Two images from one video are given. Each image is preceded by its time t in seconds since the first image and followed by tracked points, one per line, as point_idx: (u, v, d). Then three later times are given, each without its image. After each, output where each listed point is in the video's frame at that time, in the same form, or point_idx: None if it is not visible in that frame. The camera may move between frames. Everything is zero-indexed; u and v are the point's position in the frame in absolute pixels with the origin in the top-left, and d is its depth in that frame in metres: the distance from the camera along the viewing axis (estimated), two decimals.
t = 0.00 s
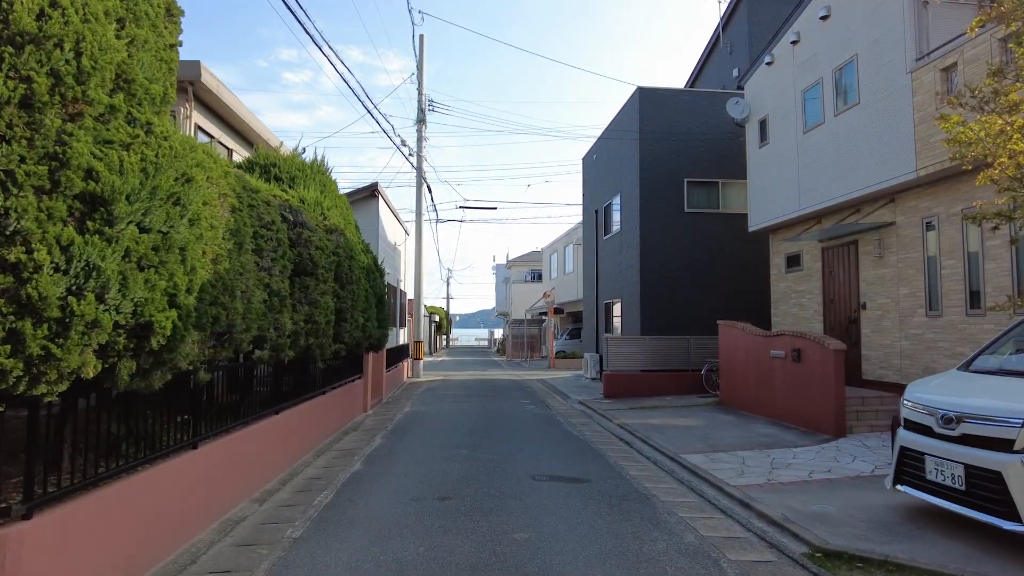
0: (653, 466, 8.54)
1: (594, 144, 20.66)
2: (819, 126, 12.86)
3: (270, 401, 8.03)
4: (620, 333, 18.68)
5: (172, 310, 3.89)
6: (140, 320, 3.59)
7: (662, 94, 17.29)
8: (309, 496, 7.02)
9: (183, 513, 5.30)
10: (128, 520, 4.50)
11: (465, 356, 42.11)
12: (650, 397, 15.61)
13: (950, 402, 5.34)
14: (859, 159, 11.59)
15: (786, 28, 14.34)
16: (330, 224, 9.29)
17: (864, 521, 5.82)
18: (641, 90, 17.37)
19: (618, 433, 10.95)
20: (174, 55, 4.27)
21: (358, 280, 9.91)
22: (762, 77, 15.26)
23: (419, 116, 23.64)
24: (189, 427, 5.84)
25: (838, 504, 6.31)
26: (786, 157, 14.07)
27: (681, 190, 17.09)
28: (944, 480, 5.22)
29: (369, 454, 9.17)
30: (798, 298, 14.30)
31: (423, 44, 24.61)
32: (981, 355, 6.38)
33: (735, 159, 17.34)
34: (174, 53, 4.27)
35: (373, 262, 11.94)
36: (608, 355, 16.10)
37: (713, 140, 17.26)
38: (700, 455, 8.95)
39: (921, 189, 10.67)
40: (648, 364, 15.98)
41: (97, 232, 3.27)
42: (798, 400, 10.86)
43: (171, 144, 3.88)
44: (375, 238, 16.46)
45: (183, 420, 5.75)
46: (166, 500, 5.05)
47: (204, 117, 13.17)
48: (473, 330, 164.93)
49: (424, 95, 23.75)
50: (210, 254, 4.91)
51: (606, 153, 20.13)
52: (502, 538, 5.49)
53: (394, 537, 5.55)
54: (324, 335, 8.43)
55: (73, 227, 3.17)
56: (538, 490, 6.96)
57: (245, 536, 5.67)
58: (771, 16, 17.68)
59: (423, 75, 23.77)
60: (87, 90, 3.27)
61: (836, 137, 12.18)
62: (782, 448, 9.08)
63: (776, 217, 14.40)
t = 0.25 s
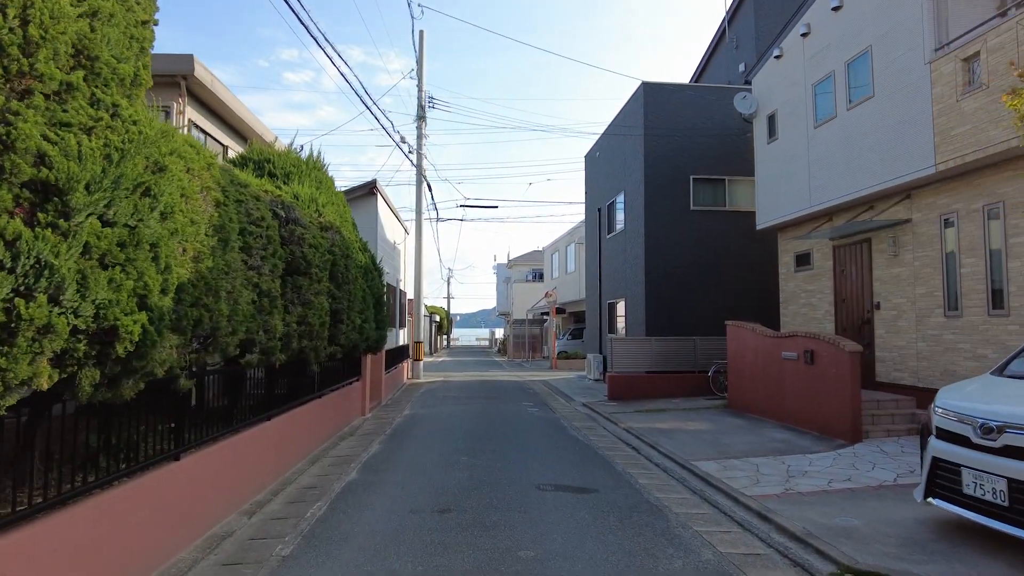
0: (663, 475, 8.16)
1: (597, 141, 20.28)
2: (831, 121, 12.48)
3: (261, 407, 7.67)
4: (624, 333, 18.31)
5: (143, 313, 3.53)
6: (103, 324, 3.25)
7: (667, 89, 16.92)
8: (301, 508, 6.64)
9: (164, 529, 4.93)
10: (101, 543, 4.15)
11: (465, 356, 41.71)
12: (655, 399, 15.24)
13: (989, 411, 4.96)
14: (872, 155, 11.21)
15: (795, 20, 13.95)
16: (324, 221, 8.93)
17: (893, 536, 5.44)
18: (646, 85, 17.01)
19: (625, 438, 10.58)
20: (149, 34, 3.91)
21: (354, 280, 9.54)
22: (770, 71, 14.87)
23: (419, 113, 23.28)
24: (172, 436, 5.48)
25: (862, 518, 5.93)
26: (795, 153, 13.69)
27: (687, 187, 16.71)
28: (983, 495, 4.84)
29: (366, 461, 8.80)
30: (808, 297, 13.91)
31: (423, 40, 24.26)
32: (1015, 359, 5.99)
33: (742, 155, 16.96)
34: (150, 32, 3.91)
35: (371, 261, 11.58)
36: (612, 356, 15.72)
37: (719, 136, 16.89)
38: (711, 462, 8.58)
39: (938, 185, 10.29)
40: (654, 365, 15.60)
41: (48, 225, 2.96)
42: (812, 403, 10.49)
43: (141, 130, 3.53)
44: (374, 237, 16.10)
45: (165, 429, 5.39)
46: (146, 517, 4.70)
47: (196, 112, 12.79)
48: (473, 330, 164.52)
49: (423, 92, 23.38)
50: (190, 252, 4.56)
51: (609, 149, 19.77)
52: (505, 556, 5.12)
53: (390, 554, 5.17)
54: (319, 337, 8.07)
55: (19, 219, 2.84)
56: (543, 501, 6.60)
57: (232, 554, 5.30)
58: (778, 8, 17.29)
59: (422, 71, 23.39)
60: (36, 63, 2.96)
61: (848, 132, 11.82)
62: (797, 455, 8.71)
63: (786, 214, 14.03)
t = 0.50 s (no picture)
0: (673, 479, 7.80)
1: (600, 137, 19.91)
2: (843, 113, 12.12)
3: (252, 409, 7.32)
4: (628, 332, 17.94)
5: (104, 304, 3.27)
6: (56, 317, 2.97)
7: (672, 83, 16.57)
8: (293, 516, 6.27)
9: (142, 541, 4.58)
10: (70, 559, 3.81)
11: (465, 356, 41.35)
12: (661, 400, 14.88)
13: None
14: (888, 148, 10.85)
15: (805, 10, 13.57)
16: (319, 215, 8.59)
17: (925, 549, 5.06)
18: (650, 79, 16.65)
19: (631, 441, 10.22)
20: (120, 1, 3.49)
21: (351, 276, 9.20)
22: (779, 63, 14.49)
23: (419, 109, 22.93)
24: (152, 440, 5.13)
25: (890, 528, 5.55)
26: (806, 147, 13.33)
27: (692, 183, 16.35)
28: None
29: (363, 465, 8.44)
30: (818, 295, 13.55)
31: (423, 36, 23.93)
32: None
33: (749, 151, 16.60)
34: None
35: (368, 258, 11.23)
36: (617, 356, 15.37)
37: (726, 130, 16.54)
38: (723, 466, 8.21)
39: (957, 178, 9.92)
40: (659, 365, 15.23)
41: None
42: (825, 404, 10.12)
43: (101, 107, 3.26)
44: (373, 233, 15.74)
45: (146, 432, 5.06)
46: (122, 529, 4.36)
47: (190, 104, 12.42)
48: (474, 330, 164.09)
49: (423, 87, 23.03)
50: (168, 242, 4.25)
51: (613, 145, 19.41)
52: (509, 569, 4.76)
53: (385, 568, 4.81)
54: (314, 335, 7.72)
55: None
56: (548, 509, 6.24)
57: (215, 567, 4.95)
58: None
59: (422, 66, 23.05)
60: None
61: (862, 124, 11.45)
62: (813, 458, 8.33)
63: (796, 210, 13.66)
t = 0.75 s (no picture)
0: (684, 490, 7.44)
1: (603, 135, 19.55)
2: (855, 108, 11.76)
3: (241, 416, 6.95)
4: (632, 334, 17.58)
5: (54, 309, 2.97)
6: None
7: (677, 79, 16.26)
8: (282, 532, 5.89)
9: (115, 564, 4.22)
10: None
11: (466, 358, 40.96)
12: (666, 404, 14.52)
13: None
14: (905, 143, 10.48)
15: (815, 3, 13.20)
16: (312, 213, 8.23)
17: (963, 571, 4.68)
18: (655, 75, 16.33)
19: (637, 447, 9.86)
20: None
21: (346, 276, 8.84)
22: (788, 58, 14.14)
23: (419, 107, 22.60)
24: (127, 453, 4.76)
25: (923, 547, 5.17)
26: (815, 144, 12.98)
27: (698, 182, 16.01)
28: None
29: (358, 475, 8.06)
30: (828, 296, 13.18)
31: (423, 33, 23.61)
32: None
33: (756, 148, 16.25)
34: None
35: (365, 258, 10.87)
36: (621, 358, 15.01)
37: (732, 127, 16.19)
38: (736, 476, 7.83)
39: (977, 175, 9.56)
40: (664, 367, 14.87)
41: None
42: (840, 410, 9.76)
43: (48, 90, 3.00)
44: (371, 232, 15.40)
45: (122, 444, 4.69)
46: (92, 554, 3.99)
47: (183, 101, 12.07)
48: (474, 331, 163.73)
49: (424, 85, 22.71)
50: (140, 239, 3.92)
51: (616, 143, 19.07)
52: None
53: None
54: (307, 339, 7.37)
55: None
56: (554, 525, 5.89)
57: None
58: None
59: (422, 63, 22.73)
60: None
61: (877, 119, 11.09)
62: (830, 468, 7.95)
63: (805, 209, 13.32)
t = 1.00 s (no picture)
0: (695, 496, 7.08)
1: (605, 130, 19.20)
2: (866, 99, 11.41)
3: (227, 418, 6.60)
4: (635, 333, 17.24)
5: None
6: None
7: (682, 72, 15.94)
8: (270, 542, 5.54)
9: None
10: None
11: (466, 357, 40.58)
12: (672, 404, 14.17)
13: None
14: (921, 134, 10.12)
15: None
16: (304, 205, 7.88)
17: None
18: (659, 68, 16.00)
19: (643, 450, 9.51)
20: None
21: (341, 272, 8.48)
22: (795, 49, 13.78)
23: (419, 102, 22.28)
24: (100, 458, 4.42)
25: (955, 559, 4.81)
26: (825, 137, 12.64)
27: (703, 177, 15.67)
28: None
29: (353, 479, 7.71)
30: (838, 293, 12.83)
31: (423, 27, 23.27)
32: None
33: (762, 143, 15.91)
34: None
35: (361, 254, 10.51)
36: (625, 357, 14.66)
37: (738, 121, 15.86)
38: (749, 480, 7.48)
39: (996, 166, 9.21)
40: (669, 367, 14.52)
41: None
42: (854, 410, 9.41)
43: None
44: (369, 228, 15.07)
45: (94, 448, 4.36)
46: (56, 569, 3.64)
47: (175, 93, 11.73)
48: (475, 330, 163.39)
49: (423, 80, 22.38)
50: (104, 225, 3.58)
51: (619, 138, 18.73)
52: None
53: None
54: (298, 337, 7.01)
55: None
56: (558, 533, 5.55)
57: None
58: None
59: (422, 58, 22.39)
60: None
61: (891, 109, 10.73)
62: (846, 472, 7.60)
63: (815, 204, 12.98)
